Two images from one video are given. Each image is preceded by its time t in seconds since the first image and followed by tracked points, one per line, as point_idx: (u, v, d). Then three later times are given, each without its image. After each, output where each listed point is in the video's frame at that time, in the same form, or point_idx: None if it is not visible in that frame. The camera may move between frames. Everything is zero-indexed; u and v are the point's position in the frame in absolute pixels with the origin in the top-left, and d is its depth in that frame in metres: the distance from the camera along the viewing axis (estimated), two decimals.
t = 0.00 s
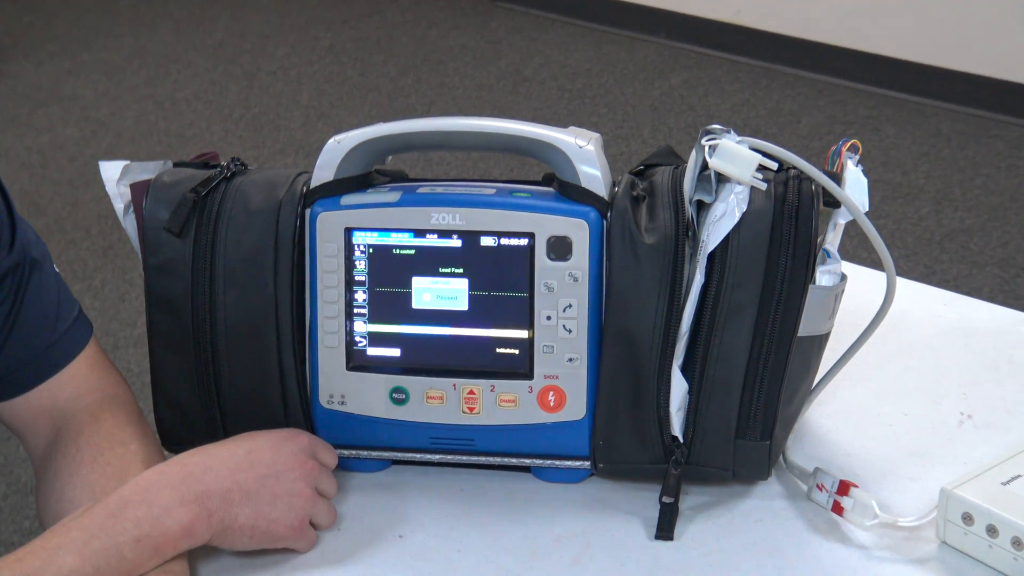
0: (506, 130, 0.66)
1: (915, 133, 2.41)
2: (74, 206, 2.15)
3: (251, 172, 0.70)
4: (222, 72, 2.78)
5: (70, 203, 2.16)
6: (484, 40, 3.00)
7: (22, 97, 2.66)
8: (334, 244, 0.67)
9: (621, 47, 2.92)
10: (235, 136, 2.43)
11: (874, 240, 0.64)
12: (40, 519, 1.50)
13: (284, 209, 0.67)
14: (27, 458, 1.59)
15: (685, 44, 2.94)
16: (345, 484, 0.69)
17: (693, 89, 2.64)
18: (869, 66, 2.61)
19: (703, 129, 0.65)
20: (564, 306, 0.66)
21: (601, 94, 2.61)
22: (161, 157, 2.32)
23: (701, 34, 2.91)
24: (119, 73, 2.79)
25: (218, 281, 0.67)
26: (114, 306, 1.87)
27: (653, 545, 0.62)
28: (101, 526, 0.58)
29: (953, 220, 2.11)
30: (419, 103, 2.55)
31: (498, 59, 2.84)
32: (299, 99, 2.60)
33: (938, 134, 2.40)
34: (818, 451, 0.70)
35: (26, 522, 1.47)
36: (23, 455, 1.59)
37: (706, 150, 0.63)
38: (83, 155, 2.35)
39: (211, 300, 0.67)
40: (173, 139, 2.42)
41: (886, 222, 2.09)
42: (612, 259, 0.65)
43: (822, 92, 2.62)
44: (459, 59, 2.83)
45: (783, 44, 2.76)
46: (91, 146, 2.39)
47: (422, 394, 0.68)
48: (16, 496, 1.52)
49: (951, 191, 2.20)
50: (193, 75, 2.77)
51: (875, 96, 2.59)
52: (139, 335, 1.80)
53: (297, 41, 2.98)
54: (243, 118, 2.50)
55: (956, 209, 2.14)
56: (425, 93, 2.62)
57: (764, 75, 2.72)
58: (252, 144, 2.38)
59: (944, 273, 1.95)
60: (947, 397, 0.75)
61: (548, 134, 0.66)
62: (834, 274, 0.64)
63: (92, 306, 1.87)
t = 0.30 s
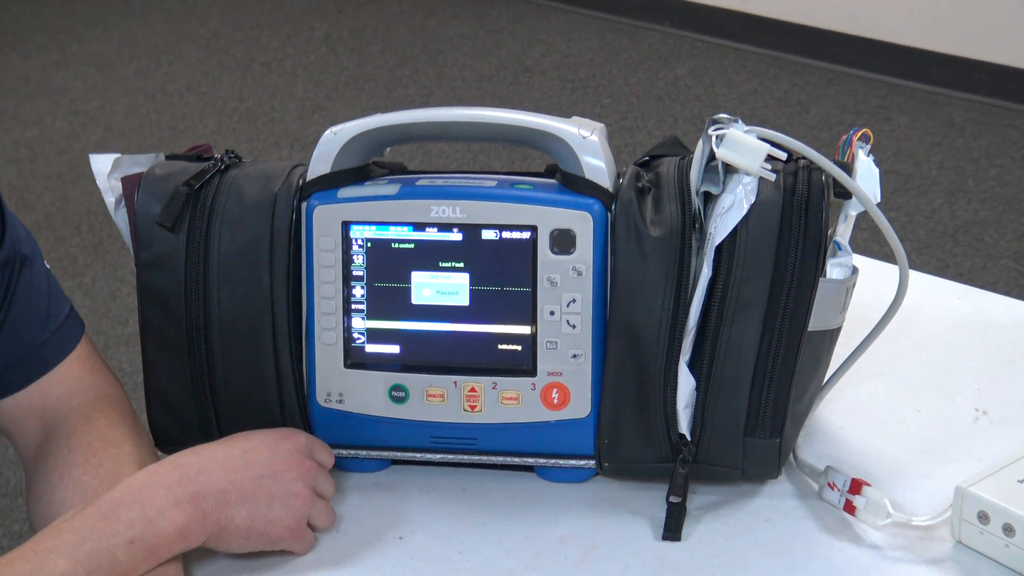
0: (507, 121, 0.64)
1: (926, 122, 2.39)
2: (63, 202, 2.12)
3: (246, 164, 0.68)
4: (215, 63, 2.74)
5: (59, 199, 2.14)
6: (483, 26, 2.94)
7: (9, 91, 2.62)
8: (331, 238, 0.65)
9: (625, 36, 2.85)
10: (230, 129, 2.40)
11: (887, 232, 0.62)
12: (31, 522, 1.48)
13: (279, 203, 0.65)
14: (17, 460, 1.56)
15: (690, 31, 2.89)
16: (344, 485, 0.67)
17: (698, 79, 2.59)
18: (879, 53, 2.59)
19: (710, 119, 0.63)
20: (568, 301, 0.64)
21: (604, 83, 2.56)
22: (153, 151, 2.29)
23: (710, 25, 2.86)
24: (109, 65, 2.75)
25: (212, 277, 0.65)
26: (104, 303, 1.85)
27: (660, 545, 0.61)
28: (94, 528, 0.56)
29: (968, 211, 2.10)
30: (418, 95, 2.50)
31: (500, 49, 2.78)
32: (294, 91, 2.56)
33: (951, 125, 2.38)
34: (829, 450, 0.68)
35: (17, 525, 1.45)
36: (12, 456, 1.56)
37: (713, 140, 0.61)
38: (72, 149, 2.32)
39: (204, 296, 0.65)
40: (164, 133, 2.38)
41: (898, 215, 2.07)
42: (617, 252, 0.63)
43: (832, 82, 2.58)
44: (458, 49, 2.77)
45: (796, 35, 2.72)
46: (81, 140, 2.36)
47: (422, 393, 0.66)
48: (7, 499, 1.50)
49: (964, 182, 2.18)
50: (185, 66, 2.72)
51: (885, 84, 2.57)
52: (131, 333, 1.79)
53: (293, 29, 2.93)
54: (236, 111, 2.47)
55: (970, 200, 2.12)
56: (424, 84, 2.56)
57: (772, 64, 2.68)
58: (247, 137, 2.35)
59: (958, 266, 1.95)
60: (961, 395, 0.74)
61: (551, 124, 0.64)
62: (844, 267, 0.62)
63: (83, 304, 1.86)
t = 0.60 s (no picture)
0: (506, 108, 0.63)
1: (932, 109, 2.38)
2: (55, 194, 2.10)
3: (240, 154, 0.67)
4: (210, 53, 2.71)
5: (51, 190, 2.12)
6: (483, 13, 2.92)
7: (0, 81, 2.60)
8: (327, 229, 0.64)
9: (625, 23, 2.83)
10: (225, 120, 2.38)
11: (893, 220, 0.61)
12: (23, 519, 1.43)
13: (275, 193, 0.64)
14: (10, 455, 1.54)
15: (691, 19, 2.87)
16: (342, 480, 0.66)
17: (700, 66, 2.58)
18: (887, 38, 2.60)
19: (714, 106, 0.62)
20: (569, 293, 0.63)
21: (605, 71, 2.54)
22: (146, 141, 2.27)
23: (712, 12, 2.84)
24: (103, 55, 2.73)
25: (206, 268, 0.64)
26: (98, 297, 1.84)
27: (663, 541, 0.60)
28: (86, 522, 0.55)
29: (975, 198, 2.08)
30: (417, 84, 2.48)
31: (500, 36, 2.76)
32: (291, 80, 2.54)
33: (957, 112, 2.37)
34: (835, 443, 0.67)
35: (8, 519, 1.41)
36: (4, 451, 1.54)
37: (716, 127, 0.60)
38: (65, 140, 2.30)
39: (198, 288, 0.64)
40: (158, 123, 2.36)
41: (905, 203, 2.05)
42: (619, 243, 0.62)
43: (836, 68, 2.57)
44: (457, 37, 2.75)
45: (811, 19, 2.70)
46: (73, 131, 2.34)
47: (420, 386, 0.65)
48: None
49: (971, 169, 2.17)
50: (180, 56, 2.70)
51: (892, 69, 2.57)
52: (124, 326, 1.78)
53: (291, 18, 2.91)
54: (232, 101, 2.45)
55: (977, 187, 2.11)
56: (422, 72, 2.54)
57: (775, 51, 2.67)
58: (242, 128, 2.33)
59: (966, 256, 1.92)
60: (970, 387, 0.73)
61: (550, 112, 0.63)
62: (851, 256, 0.61)
63: (75, 297, 1.84)
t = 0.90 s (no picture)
0: (507, 102, 0.63)
1: (933, 103, 2.38)
2: (55, 187, 2.10)
3: (242, 149, 0.67)
4: (209, 46, 2.71)
5: (51, 183, 2.12)
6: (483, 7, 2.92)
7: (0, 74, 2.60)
8: (328, 224, 0.64)
9: (626, 16, 2.83)
10: (225, 113, 2.37)
11: (895, 214, 0.60)
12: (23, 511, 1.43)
13: (276, 188, 0.64)
14: (10, 448, 1.53)
15: (692, 12, 2.87)
16: (344, 476, 0.66)
17: (701, 59, 2.57)
18: (889, 31, 2.60)
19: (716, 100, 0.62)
20: (570, 287, 0.63)
21: (606, 64, 2.54)
22: (146, 134, 2.27)
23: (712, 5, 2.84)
24: (103, 48, 2.72)
25: (207, 263, 0.64)
26: (98, 290, 1.84)
27: (664, 536, 0.59)
28: (76, 478, 0.56)
29: (977, 191, 2.08)
30: (418, 76, 2.48)
31: (501, 29, 2.76)
32: (292, 74, 2.54)
33: (958, 105, 2.37)
34: (837, 438, 0.67)
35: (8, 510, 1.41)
36: (4, 445, 1.53)
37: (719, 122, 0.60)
38: (65, 133, 2.30)
39: (199, 283, 0.64)
40: (159, 116, 2.36)
41: (906, 196, 2.05)
42: (620, 236, 0.62)
43: (837, 61, 2.57)
44: (458, 30, 2.75)
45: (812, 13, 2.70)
46: (73, 124, 2.34)
47: (422, 380, 0.65)
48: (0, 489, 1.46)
49: (972, 162, 2.16)
50: (180, 49, 2.70)
51: (893, 63, 2.57)
52: (124, 320, 1.77)
53: (291, 11, 2.91)
54: (232, 94, 2.44)
55: (979, 181, 2.11)
56: (422, 66, 2.54)
57: (776, 44, 2.67)
58: (242, 121, 2.33)
59: (966, 249, 1.92)
60: (973, 382, 0.73)
61: (552, 105, 0.63)
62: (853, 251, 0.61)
63: (75, 290, 1.84)
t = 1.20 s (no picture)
0: (510, 99, 0.63)
1: (935, 99, 2.38)
2: (56, 183, 2.10)
3: (243, 146, 0.67)
4: (210, 42, 2.71)
5: (52, 179, 2.12)
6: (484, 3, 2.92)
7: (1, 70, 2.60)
8: (329, 221, 0.64)
9: (627, 12, 2.83)
10: (226, 109, 2.37)
11: (897, 212, 0.60)
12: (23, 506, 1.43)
13: (278, 185, 0.64)
14: (11, 444, 1.53)
15: (693, 8, 2.86)
16: (345, 472, 0.66)
17: (702, 55, 2.57)
18: (891, 28, 2.60)
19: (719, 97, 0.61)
20: (572, 285, 0.63)
21: (607, 60, 2.54)
22: (147, 131, 2.27)
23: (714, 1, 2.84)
24: (104, 44, 2.72)
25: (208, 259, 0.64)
26: (99, 286, 1.84)
27: (666, 534, 0.59)
28: (92, 426, 0.57)
29: (978, 188, 2.07)
30: (419, 72, 2.48)
31: (502, 25, 2.75)
32: (292, 69, 2.53)
33: (959, 102, 2.36)
34: (839, 436, 0.67)
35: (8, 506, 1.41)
36: (5, 441, 1.53)
37: (721, 119, 0.60)
38: (66, 129, 2.30)
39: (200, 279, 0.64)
40: (160, 112, 2.36)
41: (907, 193, 2.05)
42: (621, 231, 0.62)
43: (839, 58, 2.57)
44: (459, 26, 2.74)
45: (813, 10, 2.70)
46: (74, 120, 2.34)
47: (423, 378, 0.65)
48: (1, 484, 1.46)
49: (974, 159, 2.16)
50: (181, 45, 2.70)
51: (895, 59, 2.56)
52: (125, 316, 1.78)
53: (292, 7, 2.90)
54: (233, 91, 2.44)
55: (980, 178, 2.10)
56: (423, 62, 2.54)
57: (778, 40, 2.66)
58: (243, 117, 2.33)
59: (967, 246, 1.92)
60: (975, 379, 0.73)
61: (553, 103, 0.63)
62: (855, 249, 0.61)
63: (76, 286, 1.84)
